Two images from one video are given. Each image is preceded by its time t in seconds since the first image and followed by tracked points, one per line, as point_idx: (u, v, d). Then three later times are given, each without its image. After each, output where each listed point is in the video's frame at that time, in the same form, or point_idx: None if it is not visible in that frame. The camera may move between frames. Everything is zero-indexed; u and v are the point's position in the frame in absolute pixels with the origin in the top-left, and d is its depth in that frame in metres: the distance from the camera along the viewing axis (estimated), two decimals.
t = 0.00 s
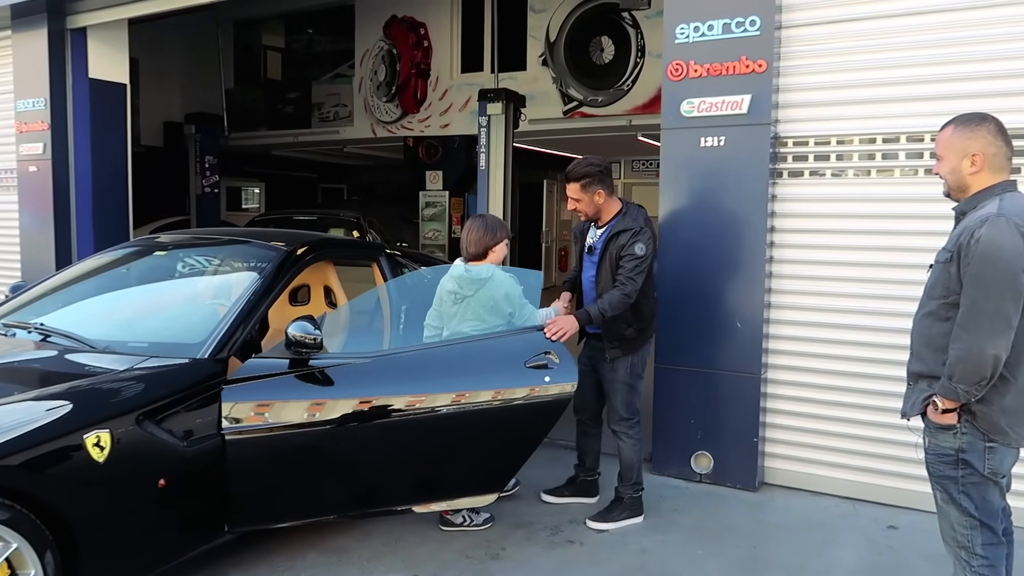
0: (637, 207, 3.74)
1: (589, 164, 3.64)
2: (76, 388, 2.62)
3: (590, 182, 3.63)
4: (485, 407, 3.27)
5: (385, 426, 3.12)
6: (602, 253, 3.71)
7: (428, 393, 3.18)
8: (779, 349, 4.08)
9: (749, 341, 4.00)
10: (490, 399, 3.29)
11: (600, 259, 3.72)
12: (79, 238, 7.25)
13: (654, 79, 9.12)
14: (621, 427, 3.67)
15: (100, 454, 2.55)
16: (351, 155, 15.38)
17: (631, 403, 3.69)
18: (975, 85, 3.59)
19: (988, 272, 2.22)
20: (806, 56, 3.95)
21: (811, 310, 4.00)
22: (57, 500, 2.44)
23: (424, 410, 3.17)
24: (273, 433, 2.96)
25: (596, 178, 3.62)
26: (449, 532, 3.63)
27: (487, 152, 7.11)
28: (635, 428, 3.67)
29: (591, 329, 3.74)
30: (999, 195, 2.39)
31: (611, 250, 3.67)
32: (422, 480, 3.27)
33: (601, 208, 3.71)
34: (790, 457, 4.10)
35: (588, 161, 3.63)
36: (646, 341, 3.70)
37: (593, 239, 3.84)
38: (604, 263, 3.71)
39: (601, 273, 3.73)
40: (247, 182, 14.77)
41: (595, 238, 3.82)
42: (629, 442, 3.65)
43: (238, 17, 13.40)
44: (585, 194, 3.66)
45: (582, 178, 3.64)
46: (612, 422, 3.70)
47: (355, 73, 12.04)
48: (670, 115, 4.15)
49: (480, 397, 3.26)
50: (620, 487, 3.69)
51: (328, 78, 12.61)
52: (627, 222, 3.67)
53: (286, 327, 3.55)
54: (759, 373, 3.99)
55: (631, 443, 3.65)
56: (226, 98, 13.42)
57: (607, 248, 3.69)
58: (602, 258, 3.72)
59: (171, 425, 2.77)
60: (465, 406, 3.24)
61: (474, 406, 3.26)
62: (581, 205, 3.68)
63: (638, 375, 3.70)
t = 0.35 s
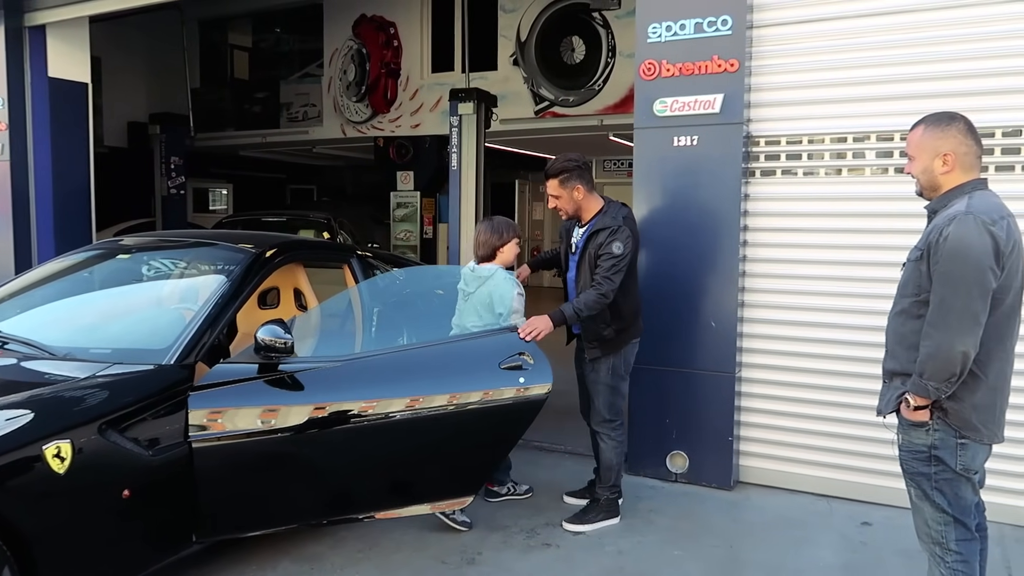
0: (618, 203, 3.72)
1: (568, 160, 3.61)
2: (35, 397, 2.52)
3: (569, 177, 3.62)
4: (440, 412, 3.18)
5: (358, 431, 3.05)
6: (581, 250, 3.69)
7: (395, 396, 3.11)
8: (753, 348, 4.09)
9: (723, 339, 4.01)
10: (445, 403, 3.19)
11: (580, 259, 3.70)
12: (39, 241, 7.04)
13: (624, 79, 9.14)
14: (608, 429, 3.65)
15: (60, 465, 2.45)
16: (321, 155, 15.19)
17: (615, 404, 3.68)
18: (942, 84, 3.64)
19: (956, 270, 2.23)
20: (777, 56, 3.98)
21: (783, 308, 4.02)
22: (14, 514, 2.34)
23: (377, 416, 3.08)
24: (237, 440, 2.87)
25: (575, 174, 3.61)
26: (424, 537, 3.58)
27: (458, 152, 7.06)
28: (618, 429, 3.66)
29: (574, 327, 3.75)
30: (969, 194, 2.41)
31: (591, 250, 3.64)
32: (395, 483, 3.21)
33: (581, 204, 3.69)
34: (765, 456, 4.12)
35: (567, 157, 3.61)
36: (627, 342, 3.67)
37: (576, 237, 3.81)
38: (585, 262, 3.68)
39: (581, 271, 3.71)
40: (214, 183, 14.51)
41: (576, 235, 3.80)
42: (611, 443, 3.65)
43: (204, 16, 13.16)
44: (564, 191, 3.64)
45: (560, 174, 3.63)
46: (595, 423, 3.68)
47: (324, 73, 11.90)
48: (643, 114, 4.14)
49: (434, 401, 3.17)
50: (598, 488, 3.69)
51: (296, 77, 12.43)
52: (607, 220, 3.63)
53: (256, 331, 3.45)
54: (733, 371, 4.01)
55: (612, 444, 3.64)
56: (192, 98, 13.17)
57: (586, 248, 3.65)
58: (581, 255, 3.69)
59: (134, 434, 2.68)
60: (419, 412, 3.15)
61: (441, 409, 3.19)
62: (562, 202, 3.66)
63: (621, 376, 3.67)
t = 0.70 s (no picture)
0: (607, 202, 3.71)
1: (553, 161, 3.61)
2: (17, 401, 2.48)
3: (553, 178, 3.62)
4: (401, 416, 3.13)
5: (352, 432, 3.05)
6: (570, 249, 3.69)
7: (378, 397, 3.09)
8: (742, 347, 4.11)
9: (713, 338, 4.02)
10: (407, 407, 3.14)
11: (569, 258, 3.69)
12: (22, 242, 6.95)
13: (612, 78, 9.13)
14: (601, 429, 3.65)
15: (44, 469, 2.42)
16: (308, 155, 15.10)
17: (606, 404, 3.67)
18: (928, 84, 3.66)
19: (941, 270, 2.25)
20: (765, 56, 3.99)
21: (772, 307, 4.04)
22: None
23: (337, 421, 3.01)
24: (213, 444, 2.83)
25: (559, 175, 3.60)
26: (414, 538, 3.56)
27: (447, 152, 7.03)
28: (609, 430, 3.67)
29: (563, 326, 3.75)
30: (957, 193, 2.43)
31: (580, 249, 3.63)
32: (385, 484, 3.20)
33: (568, 204, 3.68)
34: (754, 454, 4.14)
35: (552, 158, 3.61)
36: (616, 341, 3.67)
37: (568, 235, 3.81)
38: (574, 261, 3.67)
39: (570, 269, 3.70)
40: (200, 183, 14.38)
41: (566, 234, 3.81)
42: (602, 444, 3.66)
43: (188, 14, 13.04)
44: (549, 191, 3.65)
45: (544, 175, 3.64)
46: (585, 424, 3.69)
47: (310, 72, 11.83)
48: (632, 114, 4.15)
49: (395, 405, 3.11)
50: (589, 488, 3.70)
51: (282, 76, 12.34)
52: (597, 219, 3.62)
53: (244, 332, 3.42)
54: (723, 370, 4.02)
55: (603, 445, 3.66)
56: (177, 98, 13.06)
57: (576, 246, 3.65)
58: (570, 253, 3.69)
59: (120, 437, 2.64)
60: (381, 416, 3.09)
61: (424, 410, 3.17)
62: (550, 202, 3.70)
63: (610, 377, 3.67)
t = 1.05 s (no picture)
0: (605, 200, 3.71)
1: (547, 163, 3.61)
2: (15, 400, 2.48)
3: (548, 183, 3.62)
4: (387, 415, 3.11)
5: (351, 428, 3.05)
6: (569, 249, 3.69)
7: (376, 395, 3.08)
8: (741, 344, 4.11)
9: (712, 336, 4.02)
10: (379, 408, 3.09)
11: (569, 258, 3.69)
12: (20, 241, 6.94)
13: (610, 76, 9.13)
14: (599, 426, 3.66)
15: (44, 468, 2.41)
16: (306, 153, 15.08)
17: (605, 402, 3.68)
18: (927, 81, 3.66)
19: (940, 268, 2.25)
20: (764, 53, 3.99)
21: (771, 304, 4.04)
22: None
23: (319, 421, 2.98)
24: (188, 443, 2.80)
25: (554, 178, 3.60)
26: (412, 535, 3.56)
27: (445, 149, 7.03)
28: (607, 427, 3.67)
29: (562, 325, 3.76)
30: (957, 191, 2.44)
31: (580, 248, 3.63)
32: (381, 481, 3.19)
33: (565, 205, 3.68)
34: (753, 451, 4.15)
35: (545, 161, 3.61)
36: (615, 339, 3.67)
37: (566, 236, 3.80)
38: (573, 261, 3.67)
39: (570, 268, 3.69)
40: (198, 182, 14.35)
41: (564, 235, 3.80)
42: (601, 441, 3.66)
43: (185, 12, 13.01)
44: (546, 195, 3.65)
45: (540, 179, 3.63)
46: (584, 421, 3.69)
47: (308, 70, 11.82)
48: (631, 111, 4.14)
49: (367, 405, 3.06)
50: (588, 485, 3.70)
51: (280, 74, 12.31)
52: (597, 218, 3.63)
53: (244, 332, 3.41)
54: (721, 367, 4.02)
55: (602, 442, 3.66)
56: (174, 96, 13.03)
57: (576, 246, 3.64)
58: (570, 253, 3.69)
59: (119, 436, 2.64)
60: (355, 417, 3.04)
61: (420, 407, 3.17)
62: (546, 206, 3.69)
63: (610, 374, 3.67)
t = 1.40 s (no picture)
0: (602, 199, 3.72)
1: (547, 160, 3.61)
2: (8, 400, 2.47)
3: (547, 179, 3.61)
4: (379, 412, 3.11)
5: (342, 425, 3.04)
6: (565, 248, 3.68)
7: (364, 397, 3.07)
8: (735, 342, 4.12)
9: (707, 334, 4.03)
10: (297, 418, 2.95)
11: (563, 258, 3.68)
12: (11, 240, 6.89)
13: (603, 74, 9.12)
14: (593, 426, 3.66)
15: (36, 469, 2.40)
16: (299, 151, 15.03)
17: (600, 401, 3.68)
18: (920, 80, 3.67)
19: (928, 268, 2.26)
20: (758, 51, 4.00)
21: (766, 302, 4.04)
22: None
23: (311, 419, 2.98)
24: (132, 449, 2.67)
25: (552, 175, 3.60)
26: (407, 535, 3.56)
27: (438, 148, 7.01)
28: (603, 426, 3.67)
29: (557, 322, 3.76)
30: (949, 189, 2.45)
31: (573, 247, 3.62)
32: (371, 477, 3.19)
33: (563, 204, 3.68)
34: (748, 449, 4.16)
35: (546, 158, 3.61)
36: (611, 339, 3.67)
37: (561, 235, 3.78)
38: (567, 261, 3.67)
39: (566, 267, 3.68)
40: (190, 181, 14.28)
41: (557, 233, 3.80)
42: (596, 440, 3.66)
43: (177, 10, 12.95)
44: (543, 191, 3.64)
45: (538, 176, 3.63)
46: (579, 421, 3.68)
47: (301, 69, 11.79)
48: (626, 110, 4.14)
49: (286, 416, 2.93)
50: (583, 484, 3.70)
51: (272, 73, 12.27)
52: (593, 217, 3.63)
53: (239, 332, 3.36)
54: (716, 366, 4.02)
55: (597, 441, 3.66)
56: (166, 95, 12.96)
57: (570, 245, 3.64)
58: (566, 252, 3.68)
59: (113, 437, 2.63)
60: (344, 415, 3.04)
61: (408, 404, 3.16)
62: (543, 202, 3.68)
63: (604, 373, 3.68)
